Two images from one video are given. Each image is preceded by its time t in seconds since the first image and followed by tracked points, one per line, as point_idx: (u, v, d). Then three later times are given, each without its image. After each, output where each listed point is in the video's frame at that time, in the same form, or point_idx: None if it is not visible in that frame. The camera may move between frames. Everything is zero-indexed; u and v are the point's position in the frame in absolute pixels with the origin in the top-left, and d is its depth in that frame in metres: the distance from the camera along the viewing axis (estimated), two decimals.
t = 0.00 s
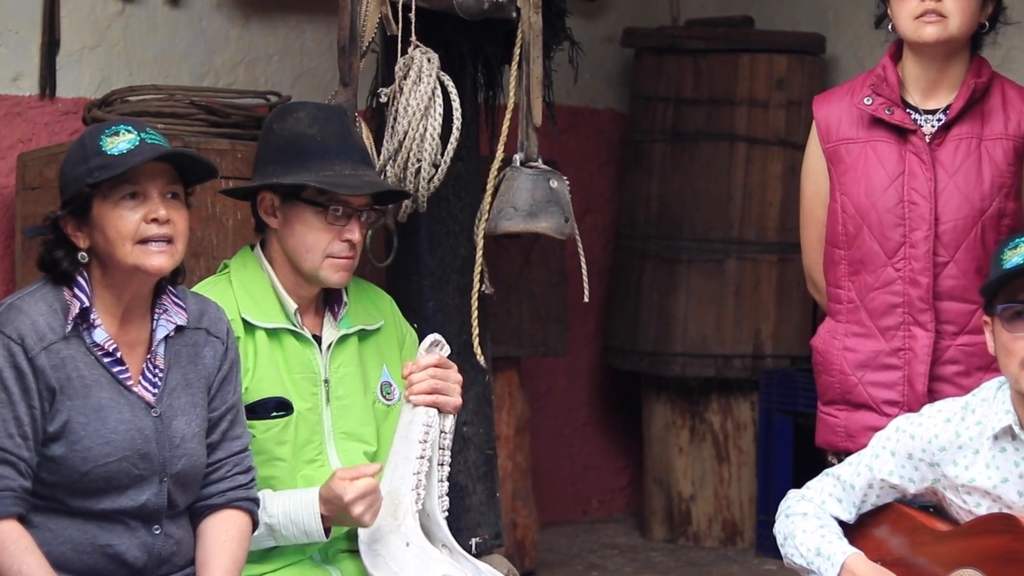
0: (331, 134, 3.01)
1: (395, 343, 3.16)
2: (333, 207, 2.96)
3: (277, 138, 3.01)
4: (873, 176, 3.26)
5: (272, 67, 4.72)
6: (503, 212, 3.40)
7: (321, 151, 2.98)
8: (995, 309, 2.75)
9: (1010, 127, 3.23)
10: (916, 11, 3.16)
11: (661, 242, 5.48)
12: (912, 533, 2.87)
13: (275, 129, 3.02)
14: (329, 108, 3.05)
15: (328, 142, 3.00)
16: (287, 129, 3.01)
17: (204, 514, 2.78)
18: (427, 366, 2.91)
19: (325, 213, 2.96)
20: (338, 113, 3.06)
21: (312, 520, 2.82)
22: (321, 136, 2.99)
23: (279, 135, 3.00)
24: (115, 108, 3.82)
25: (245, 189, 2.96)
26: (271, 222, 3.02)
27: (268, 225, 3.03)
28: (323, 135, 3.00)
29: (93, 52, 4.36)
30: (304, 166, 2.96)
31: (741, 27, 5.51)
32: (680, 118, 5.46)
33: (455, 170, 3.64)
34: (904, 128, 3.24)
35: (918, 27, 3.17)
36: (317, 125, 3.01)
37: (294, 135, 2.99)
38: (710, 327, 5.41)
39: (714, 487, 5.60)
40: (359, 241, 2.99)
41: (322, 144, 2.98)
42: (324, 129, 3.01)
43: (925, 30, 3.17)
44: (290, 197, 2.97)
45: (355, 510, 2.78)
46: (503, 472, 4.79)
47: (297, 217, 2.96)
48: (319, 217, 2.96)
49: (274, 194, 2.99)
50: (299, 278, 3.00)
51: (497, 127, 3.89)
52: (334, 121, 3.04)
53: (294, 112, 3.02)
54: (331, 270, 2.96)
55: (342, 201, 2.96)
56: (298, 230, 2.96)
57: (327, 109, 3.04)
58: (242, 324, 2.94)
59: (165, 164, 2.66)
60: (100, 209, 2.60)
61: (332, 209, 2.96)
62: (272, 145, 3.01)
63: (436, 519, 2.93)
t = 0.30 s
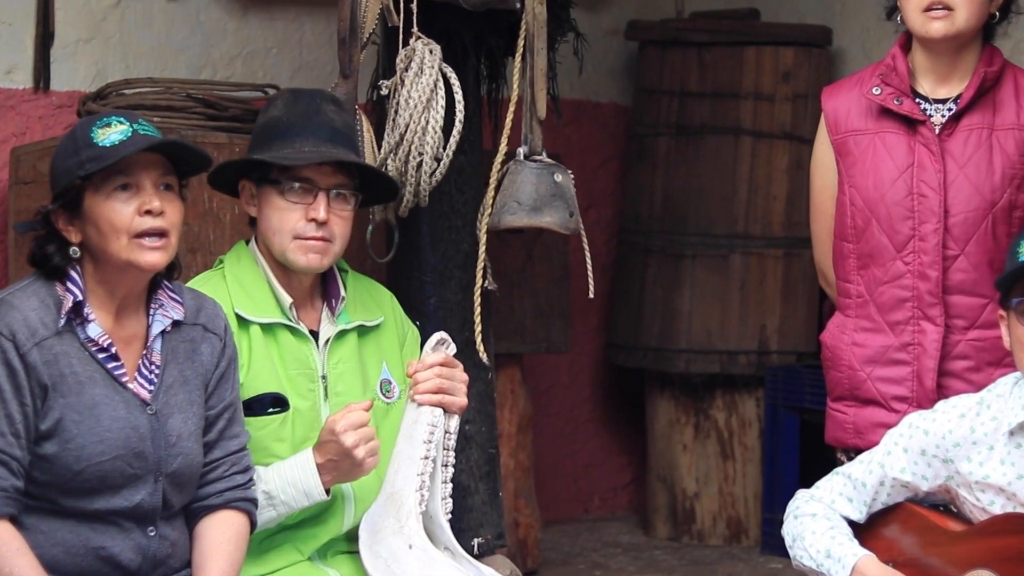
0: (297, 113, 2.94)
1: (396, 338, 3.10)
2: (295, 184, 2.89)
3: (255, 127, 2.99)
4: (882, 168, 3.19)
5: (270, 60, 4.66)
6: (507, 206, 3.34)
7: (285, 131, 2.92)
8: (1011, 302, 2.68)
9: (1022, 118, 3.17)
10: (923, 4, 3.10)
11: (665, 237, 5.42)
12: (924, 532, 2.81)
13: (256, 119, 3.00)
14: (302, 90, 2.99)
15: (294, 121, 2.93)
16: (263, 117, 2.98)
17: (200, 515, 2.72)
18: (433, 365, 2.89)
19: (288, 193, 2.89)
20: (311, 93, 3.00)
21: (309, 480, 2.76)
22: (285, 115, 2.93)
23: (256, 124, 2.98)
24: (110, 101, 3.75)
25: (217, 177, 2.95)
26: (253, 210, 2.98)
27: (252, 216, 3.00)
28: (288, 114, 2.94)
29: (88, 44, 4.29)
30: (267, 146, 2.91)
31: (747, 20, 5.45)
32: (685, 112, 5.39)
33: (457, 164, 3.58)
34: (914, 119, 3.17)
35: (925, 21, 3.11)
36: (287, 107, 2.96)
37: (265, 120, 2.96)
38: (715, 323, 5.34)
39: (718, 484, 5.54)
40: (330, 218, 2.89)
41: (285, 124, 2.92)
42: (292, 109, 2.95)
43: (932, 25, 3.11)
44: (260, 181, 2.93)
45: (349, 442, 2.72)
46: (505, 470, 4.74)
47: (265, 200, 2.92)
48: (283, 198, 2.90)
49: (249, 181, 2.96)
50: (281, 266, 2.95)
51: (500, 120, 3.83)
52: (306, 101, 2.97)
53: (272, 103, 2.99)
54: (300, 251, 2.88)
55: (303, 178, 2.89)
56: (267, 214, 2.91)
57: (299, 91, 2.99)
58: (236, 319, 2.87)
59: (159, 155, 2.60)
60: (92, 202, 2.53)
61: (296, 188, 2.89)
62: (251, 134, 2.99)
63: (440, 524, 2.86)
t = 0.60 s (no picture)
0: (285, 106, 2.90)
1: (397, 340, 3.09)
2: (286, 177, 2.85)
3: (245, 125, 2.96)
4: (896, 165, 3.12)
5: (273, 56, 4.60)
6: (514, 205, 3.27)
7: (273, 125, 2.88)
8: None
9: None
10: None
11: (674, 235, 5.34)
12: (937, 536, 2.73)
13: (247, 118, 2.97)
14: (290, 85, 2.96)
15: (282, 115, 2.89)
16: (252, 115, 2.95)
17: (198, 519, 2.66)
18: (430, 374, 2.88)
19: (280, 188, 2.86)
20: (300, 88, 2.96)
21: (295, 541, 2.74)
22: (274, 110, 2.90)
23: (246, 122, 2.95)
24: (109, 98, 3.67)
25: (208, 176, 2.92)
26: (245, 208, 2.95)
27: (246, 215, 2.97)
28: (276, 109, 2.90)
29: (86, 40, 4.23)
30: (257, 140, 2.87)
31: (759, 15, 5.38)
32: (696, 108, 5.32)
33: (463, 161, 3.51)
34: (928, 115, 3.10)
35: (934, 16, 3.06)
36: (275, 102, 2.93)
37: (254, 117, 2.92)
38: (725, 321, 5.27)
39: (727, 484, 5.47)
40: (323, 211, 2.85)
41: (273, 118, 2.88)
42: (280, 103, 2.92)
43: (941, 20, 3.05)
44: (251, 177, 2.90)
45: (341, 536, 2.69)
46: (510, 470, 4.67)
47: (257, 195, 2.88)
48: (276, 193, 2.86)
49: (241, 179, 2.93)
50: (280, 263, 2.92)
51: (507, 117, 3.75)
52: (294, 95, 2.93)
53: (260, 101, 2.95)
54: (294, 245, 2.84)
55: (294, 170, 2.86)
56: (260, 211, 2.88)
57: (287, 86, 2.95)
58: (229, 319, 2.89)
59: (148, 147, 2.55)
60: (84, 196, 2.48)
61: (287, 181, 2.86)
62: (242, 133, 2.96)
63: (438, 533, 2.85)
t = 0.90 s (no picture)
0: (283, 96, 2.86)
1: (405, 337, 3.07)
2: (289, 164, 2.81)
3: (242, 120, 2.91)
4: (912, 164, 3.04)
5: (286, 50, 4.54)
6: (528, 202, 3.19)
7: (271, 115, 2.83)
8: None
9: None
10: None
11: (694, 234, 5.26)
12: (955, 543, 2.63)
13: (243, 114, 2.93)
14: (285, 76, 2.92)
15: (280, 104, 2.85)
16: (249, 110, 2.91)
17: (200, 523, 2.59)
18: (437, 383, 2.79)
19: (283, 177, 2.81)
20: (295, 79, 2.92)
21: None
22: (271, 100, 2.85)
23: (243, 117, 2.91)
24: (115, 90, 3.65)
25: (208, 170, 2.88)
26: (247, 203, 2.90)
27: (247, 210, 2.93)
28: (273, 99, 2.86)
29: (94, 31, 4.16)
30: (256, 131, 2.83)
31: (781, 13, 5.29)
32: (717, 105, 5.22)
33: (476, 157, 3.43)
34: (945, 114, 3.01)
35: (948, 12, 2.96)
36: (272, 94, 2.88)
37: (251, 110, 2.88)
38: (746, 322, 5.18)
39: (747, 486, 5.38)
40: (328, 198, 2.80)
41: (271, 108, 2.84)
42: (277, 94, 2.87)
43: (955, 16, 2.95)
44: (253, 169, 2.86)
45: None
46: (526, 472, 4.59)
47: (260, 186, 2.84)
48: (279, 183, 2.81)
49: (242, 174, 2.89)
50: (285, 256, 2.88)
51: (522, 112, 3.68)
52: (290, 85, 2.90)
53: (256, 95, 2.91)
54: (301, 234, 2.79)
55: (297, 158, 2.82)
56: (263, 203, 2.83)
57: (283, 77, 2.92)
58: (234, 315, 2.86)
59: (150, 143, 2.48)
60: (82, 191, 2.41)
61: (290, 169, 2.81)
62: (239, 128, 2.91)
63: (446, 544, 2.76)
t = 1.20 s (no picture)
0: (296, 85, 2.84)
1: (423, 334, 3.02)
2: (309, 152, 2.80)
3: (251, 113, 2.89)
4: (936, 164, 2.95)
5: (315, 44, 4.46)
6: (552, 199, 3.12)
7: (286, 104, 2.81)
8: None
9: None
10: None
11: (729, 234, 5.17)
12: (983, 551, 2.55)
13: (251, 107, 2.90)
14: (295, 67, 2.90)
15: (295, 94, 2.83)
16: (258, 101, 2.88)
17: (211, 525, 2.54)
18: (450, 385, 2.77)
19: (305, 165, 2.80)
20: (305, 70, 2.90)
21: None
22: (285, 91, 2.83)
23: (252, 109, 2.88)
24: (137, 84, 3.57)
25: (223, 164, 2.85)
26: (264, 195, 2.88)
27: (262, 203, 2.91)
28: (287, 89, 2.84)
29: (120, 23, 4.06)
30: (271, 120, 2.81)
31: (817, 10, 5.19)
32: (752, 103, 5.13)
33: (500, 153, 3.37)
34: (970, 113, 2.92)
35: (973, 13, 2.88)
36: (283, 84, 2.86)
37: (263, 101, 2.85)
38: (780, 324, 5.09)
39: (782, 490, 5.28)
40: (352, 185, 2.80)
41: (286, 98, 2.82)
42: (289, 85, 2.85)
43: (980, 18, 2.87)
44: (270, 160, 2.85)
45: None
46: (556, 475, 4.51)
47: (279, 176, 2.82)
48: (301, 172, 2.80)
49: (258, 166, 2.87)
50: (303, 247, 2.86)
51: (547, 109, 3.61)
52: (301, 75, 2.88)
53: (265, 87, 2.88)
54: (325, 223, 2.78)
55: (317, 146, 2.81)
56: (284, 193, 2.81)
57: (293, 69, 2.90)
58: (248, 309, 2.82)
59: (160, 137, 2.43)
60: (89, 185, 2.37)
61: (310, 157, 2.81)
62: (249, 120, 2.89)
63: (463, 550, 2.77)
